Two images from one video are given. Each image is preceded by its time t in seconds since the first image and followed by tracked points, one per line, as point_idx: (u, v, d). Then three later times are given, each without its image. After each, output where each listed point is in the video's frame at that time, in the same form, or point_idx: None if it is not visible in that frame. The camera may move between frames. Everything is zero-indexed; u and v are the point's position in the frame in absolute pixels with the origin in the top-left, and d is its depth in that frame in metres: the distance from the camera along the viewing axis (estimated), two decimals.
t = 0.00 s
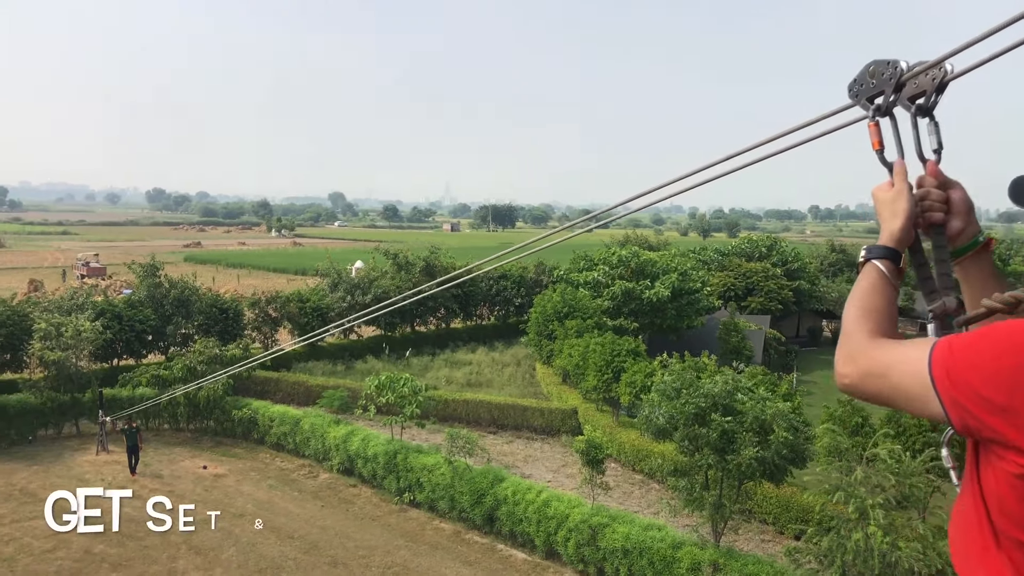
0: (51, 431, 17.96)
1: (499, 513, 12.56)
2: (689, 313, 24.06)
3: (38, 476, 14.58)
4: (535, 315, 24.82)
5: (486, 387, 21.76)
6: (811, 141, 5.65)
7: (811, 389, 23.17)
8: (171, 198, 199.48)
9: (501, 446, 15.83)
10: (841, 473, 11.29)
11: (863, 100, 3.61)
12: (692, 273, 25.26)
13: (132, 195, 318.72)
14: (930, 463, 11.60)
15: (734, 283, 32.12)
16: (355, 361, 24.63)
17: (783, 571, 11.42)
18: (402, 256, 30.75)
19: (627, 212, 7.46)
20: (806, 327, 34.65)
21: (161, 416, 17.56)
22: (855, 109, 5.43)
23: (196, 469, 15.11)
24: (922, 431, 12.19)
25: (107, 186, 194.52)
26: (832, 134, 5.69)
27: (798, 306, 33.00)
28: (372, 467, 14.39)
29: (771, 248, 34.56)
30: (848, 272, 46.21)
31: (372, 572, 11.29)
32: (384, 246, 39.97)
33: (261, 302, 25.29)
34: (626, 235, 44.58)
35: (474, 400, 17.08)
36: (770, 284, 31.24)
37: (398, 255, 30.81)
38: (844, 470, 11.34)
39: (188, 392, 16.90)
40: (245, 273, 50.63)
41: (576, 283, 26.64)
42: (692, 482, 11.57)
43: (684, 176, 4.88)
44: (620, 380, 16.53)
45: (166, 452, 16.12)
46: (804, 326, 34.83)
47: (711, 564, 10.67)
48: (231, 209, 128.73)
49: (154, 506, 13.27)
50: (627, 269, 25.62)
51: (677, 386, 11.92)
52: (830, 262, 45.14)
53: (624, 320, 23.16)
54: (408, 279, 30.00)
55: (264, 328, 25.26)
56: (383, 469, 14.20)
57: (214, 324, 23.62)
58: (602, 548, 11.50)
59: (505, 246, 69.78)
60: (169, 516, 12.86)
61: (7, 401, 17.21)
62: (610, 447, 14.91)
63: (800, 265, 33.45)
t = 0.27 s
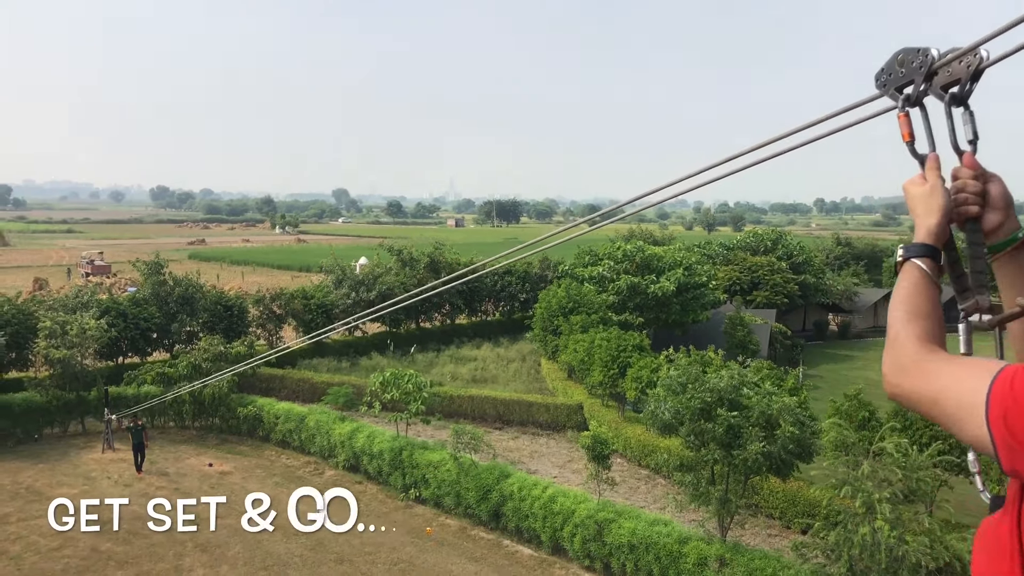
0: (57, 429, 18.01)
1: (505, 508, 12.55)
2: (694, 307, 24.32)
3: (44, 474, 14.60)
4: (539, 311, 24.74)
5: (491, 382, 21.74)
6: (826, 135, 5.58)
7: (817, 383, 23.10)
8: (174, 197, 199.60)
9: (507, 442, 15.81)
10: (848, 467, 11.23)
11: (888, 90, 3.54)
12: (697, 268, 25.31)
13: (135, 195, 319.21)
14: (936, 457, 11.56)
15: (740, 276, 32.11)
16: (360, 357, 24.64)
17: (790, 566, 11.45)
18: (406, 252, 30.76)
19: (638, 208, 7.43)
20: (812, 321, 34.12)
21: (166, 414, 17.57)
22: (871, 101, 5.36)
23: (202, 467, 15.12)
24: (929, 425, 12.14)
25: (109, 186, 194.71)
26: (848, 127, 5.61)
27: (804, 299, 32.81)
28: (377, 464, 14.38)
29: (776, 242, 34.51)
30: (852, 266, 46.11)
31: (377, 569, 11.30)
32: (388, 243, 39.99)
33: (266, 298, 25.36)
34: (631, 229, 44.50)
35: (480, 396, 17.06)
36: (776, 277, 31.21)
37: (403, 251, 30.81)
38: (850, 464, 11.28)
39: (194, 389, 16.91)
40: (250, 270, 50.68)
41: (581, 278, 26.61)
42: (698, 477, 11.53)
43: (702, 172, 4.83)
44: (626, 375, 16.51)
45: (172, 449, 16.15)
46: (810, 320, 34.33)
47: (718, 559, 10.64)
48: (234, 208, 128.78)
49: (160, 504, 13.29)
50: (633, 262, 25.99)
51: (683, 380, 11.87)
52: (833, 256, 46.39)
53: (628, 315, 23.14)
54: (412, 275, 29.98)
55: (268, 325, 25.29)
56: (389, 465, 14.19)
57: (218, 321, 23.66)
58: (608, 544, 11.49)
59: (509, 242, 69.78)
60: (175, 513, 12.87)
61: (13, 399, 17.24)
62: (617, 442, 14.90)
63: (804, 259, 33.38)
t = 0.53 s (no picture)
0: (54, 424, 17.98)
1: (502, 499, 12.62)
2: (690, 298, 24.35)
3: (41, 468, 14.59)
4: (536, 303, 24.73)
5: (488, 374, 21.77)
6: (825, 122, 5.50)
7: (812, 373, 23.19)
8: (169, 193, 199.07)
9: (504, 433, 15.85)
10: (843, 456, 11.31)
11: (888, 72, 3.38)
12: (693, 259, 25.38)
13: (130, 192, 318.33)
14: (932, 445, 11.61)
15: (734, 267, 32.18)
16: (356, 350, 24.67)
17: (787, 554, 11.53)
18: (402, 245, 30.73)
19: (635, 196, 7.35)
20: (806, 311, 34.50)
21: (163, 408, 17.56)
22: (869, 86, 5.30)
23: (199, 460, 15.12)
24: (924, 414, 12.19)
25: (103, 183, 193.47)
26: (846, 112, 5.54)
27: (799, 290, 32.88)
28: (375, 456, 14.41)
29: (770, 233, 34.61)
30: (847, 256, 46.26)
31: (376, 560, 11.37)
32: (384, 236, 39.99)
33: (262, 292, 25.37)
34: (627, 221, 44.52)
35: (477, 388, 17.08)
36: (771, 268, 31.29)
37: (399, 244, 30.79)
38: (846, 453, 11.35)
39: (190, 382, 16.91)
40: (246, 264, 50.60)
41: (577, 269, 26.63)
42: (694, 466, 11.61)
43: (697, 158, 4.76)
44: (623, 366, 16.57)
45: (169, 443, 16.15)
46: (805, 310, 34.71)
47: (715, 548, 10.78)
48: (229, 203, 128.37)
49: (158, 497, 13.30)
50: (628, 254, 26.04)
51: (678, 370, 11.93)
52: (829, 246, 46.71)
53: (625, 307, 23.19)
54: (408, 268, 29.94)
55: (264, 318, 25.30)
56: (387, 457, 14.21)
57: (215, 315, 23.68)
58: (606, 534, 11.57)
59: (505, 234, 69.80)
60: (173, 507, 12.90)
61: (9, 394, 17.20)
62: (613, 432, 14.97)
63: (799, 249, 33.48)
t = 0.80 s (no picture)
0: (38, 411, 17.86)
1: (490, 486, 12.74)
2: (677, 286, 24.51)
3: (25, 455, 14.53)
4: (523, 291, 24.71)
5: (475, 361, 21.79)
6: (807, 102, 5.46)
7: (798, 360, 23.33)
8: (159, 182, 197.65)
9: (491, 420, 15.88)
10: (829, 442, 11.26)
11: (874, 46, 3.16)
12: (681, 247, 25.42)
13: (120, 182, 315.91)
14: (917, 432, 11.66)
15: (722, 254, 32.10)
16: (344, 337, 24.65)
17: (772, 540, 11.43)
18: (389, 232, 30.59)
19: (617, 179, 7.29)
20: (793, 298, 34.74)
21: (149, 395, 17.48)
22: (842, 66, 5.28)
23: (185, 447, 15.10)
24: (908, 400, 12.26)
25: (93, 172, 191.93)
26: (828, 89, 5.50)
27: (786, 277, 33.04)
28: (362, 443, 14.43)
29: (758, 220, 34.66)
30: (835, 243, 46.52)
31: (363, 546, 11.51)
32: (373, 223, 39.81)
33: (248, 278, 25.30)
34: (616, 208, 44.43)
35: (464, 375, 17.06)
36: (758, 255, 31.36)
37: (386, 231, 30.65)
38: (831, 440, 11.30)
39: (176, 368, 16.85)
40: (232, 250, 50.32)
41: (565, 257, 26.63)
42: (680, 453, 11.65)
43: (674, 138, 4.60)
44: (609, 353, 16.61)
45: (155, 430, 16.12)
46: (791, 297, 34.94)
47: (700, 534, 11.26)
48: (219, 191, 127.58)
49: (144, 485, 13.30)
50: (616, 241, 25.89)
51: (665, 356, 11.94)
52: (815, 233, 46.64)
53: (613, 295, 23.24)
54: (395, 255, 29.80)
55: (251, 305, 25.21)
56: (374, 444, 14.25)
57: (201, 301, 23.63)
58: (592, 520, 11.79)
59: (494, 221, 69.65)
60: (160, 494, 12.94)
61: None
62: (600, 419, 15.06)
63: (786, 238, 33.61)
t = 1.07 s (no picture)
0: (13, 392, 17.70)
1: (469, 469, 12.83)
2: (658, 271, 24.56)
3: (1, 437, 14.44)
4: (504, 274, 24.71)
5: (456, 345, 21.83)
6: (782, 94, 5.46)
7: (777, 345, 23.61)
8: (142, 166, 195.68)
9: (471, 404, 15.93)
10: (806, 427, 11.47)
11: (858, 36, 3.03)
12: (662, 233, 25.58)
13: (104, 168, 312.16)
14: (892, 417, 11.82)
15: (703, 241, 32.62)
16: (324, 319, 24.65)
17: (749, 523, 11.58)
18: (370, 214, 30.42)
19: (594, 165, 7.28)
20: (772, 284, 34.58)
21: (128, 376, 17.34)
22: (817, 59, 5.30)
23: (163, 429, 15.08)
24: (883, 386, 12.44)
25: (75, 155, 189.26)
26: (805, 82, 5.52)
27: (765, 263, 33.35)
28: (342, 426, 14.50)
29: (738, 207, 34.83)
30: (814, 230, 46.95)
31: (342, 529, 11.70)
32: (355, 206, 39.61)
33: (228, 260, 25.16)
34: (599, 192, 44.43)
35: (445, 358, 17.08)
36: (739, 241, 31.60)
37: (367, 213, 30.47)
38: (808, 424, 11.50)
39: (154, 350, 16.77)
40: (212, 231, 49.95)
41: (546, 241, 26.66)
42: (659, 436, 11.75)
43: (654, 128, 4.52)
44: (589, 337, 16.73)
45: (134, 411, 16.06)
46: (771, 283, 34.79)
47: (678, 517, 11.43)
48: (203, 173, 126.18)
49: (122, 466, 13.31)
50: (598, 227, 26.08)
51: (645, 341, 12.00)
52: (795, 219, 47.19)
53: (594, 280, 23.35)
54: (377, 238, 29.70)
55: (230, 287, 25.11)
56: (354, 427, 14.32)
57: (180, 283, 23.55)
58: (571, 503, 11.93)
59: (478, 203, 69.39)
60: (138, 476, 12.97)
61: None
62: (580, 403, 15.15)
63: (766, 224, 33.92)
